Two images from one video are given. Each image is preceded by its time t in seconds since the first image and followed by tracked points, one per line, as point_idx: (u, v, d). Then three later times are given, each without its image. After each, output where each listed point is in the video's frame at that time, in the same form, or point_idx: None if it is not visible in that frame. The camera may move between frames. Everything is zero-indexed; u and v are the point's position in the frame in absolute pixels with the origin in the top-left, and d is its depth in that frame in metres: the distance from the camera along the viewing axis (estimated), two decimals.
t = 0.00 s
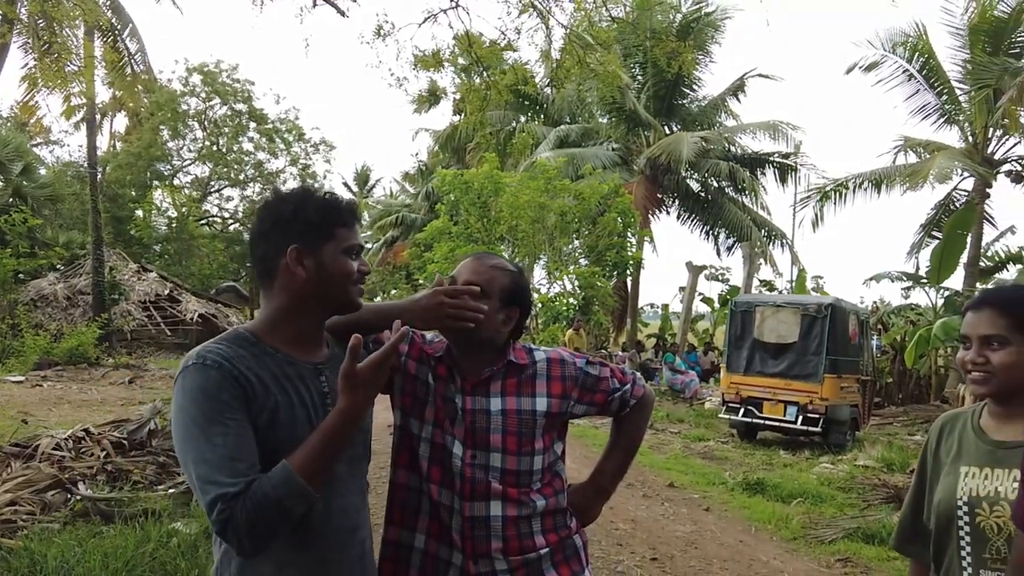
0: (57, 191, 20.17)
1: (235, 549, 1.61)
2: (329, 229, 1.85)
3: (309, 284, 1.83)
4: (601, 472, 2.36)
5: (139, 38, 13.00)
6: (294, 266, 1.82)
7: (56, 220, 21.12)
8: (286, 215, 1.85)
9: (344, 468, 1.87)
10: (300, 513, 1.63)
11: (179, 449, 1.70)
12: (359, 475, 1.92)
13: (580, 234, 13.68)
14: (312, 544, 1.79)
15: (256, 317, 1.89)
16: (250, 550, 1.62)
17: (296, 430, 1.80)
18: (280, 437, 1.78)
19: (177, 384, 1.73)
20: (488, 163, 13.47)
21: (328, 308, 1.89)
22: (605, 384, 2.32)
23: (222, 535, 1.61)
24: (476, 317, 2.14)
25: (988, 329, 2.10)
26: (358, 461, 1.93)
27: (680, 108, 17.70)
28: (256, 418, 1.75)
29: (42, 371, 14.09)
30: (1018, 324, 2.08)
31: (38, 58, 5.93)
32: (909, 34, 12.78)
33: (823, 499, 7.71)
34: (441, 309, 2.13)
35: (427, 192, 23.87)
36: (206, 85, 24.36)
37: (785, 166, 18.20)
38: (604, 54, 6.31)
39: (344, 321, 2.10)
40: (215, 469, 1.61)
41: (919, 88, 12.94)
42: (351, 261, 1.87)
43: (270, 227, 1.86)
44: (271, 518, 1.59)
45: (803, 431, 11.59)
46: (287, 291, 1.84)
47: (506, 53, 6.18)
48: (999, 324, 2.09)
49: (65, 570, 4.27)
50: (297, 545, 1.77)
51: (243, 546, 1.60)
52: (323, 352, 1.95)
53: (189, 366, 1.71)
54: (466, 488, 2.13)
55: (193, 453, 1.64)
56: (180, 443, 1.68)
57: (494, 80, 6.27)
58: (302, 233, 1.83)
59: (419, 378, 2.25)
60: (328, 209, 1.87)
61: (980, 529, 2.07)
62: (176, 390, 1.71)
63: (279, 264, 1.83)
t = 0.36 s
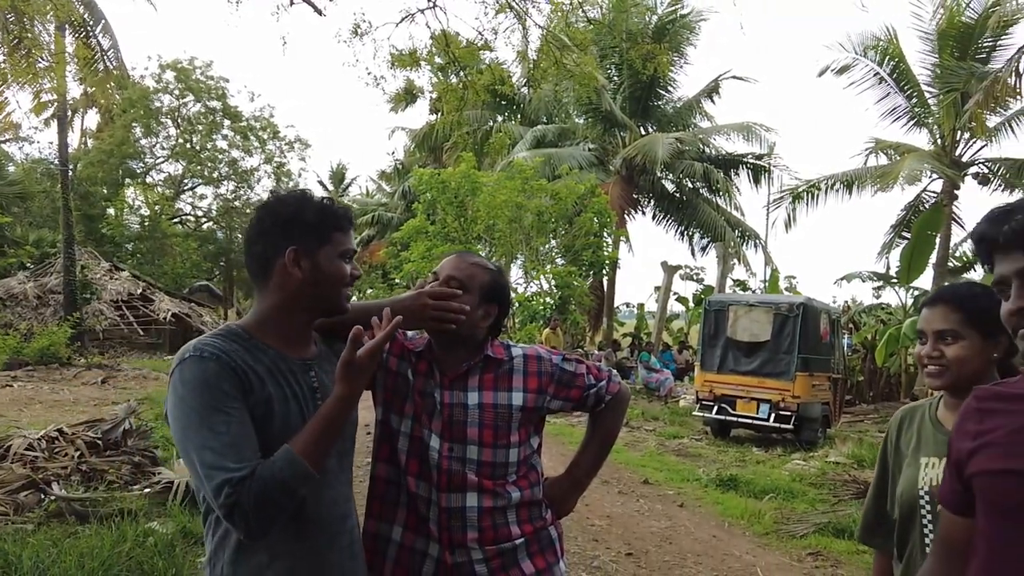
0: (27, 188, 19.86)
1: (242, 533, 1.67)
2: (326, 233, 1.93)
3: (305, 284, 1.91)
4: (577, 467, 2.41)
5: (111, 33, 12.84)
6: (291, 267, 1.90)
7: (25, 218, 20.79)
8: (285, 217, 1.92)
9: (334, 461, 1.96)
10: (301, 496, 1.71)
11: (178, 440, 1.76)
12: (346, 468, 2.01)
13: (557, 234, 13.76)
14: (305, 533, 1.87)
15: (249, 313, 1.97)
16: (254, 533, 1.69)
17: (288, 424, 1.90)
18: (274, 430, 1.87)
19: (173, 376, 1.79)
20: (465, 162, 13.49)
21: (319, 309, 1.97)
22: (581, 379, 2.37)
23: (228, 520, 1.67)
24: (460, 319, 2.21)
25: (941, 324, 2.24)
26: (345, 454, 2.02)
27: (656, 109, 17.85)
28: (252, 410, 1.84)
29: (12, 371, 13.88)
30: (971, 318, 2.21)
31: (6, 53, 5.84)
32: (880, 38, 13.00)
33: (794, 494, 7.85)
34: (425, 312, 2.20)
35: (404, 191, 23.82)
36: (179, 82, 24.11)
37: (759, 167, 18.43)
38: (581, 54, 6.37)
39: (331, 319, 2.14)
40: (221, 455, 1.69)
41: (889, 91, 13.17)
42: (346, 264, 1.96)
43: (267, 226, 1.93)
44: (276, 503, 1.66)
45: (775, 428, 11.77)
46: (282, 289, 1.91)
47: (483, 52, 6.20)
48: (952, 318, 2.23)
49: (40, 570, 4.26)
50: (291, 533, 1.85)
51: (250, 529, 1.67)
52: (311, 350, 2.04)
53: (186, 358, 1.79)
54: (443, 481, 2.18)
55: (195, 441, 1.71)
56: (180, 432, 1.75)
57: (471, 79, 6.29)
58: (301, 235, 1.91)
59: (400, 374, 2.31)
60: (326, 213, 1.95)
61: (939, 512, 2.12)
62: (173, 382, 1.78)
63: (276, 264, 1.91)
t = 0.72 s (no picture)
0: None
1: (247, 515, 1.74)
2: (316, 232, 2.03)
3: (295, 282, 2.00)
4: (557, 459, 2.47)
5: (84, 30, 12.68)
6: (283, 265, 1.99)
7: None
8: (276, 217, 2.02)
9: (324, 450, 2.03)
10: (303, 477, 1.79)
11: (176, 429, 1.83)
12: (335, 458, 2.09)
13: (535, 234, 13.83)
14: (297, 522, 1.94)
15: (239, 308, 2.05)
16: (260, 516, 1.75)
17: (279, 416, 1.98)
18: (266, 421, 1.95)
19: (169, 366, 1.87)
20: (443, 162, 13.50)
21: (308, 307, 2.06)
22: (561, 374, 2.44)
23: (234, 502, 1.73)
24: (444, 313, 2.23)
25: (905, 322, 2.34)
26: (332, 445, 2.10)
27: (632, 110, 17.99)
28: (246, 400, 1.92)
29: None
30: (933, 316, 2.31)
31: None
32: (852, 40, 13.20)
33: (769, 490, 7.98)
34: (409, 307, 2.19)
35: (381, 189, 23.77)
36: (153, 79, 23.85)
37: (733, 168, 18.64)
38: (559, 55, 6.41)
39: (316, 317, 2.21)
40: (222, 440, 1.75)
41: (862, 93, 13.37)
42: (335, 263, 2.06)
43: (258, 225, 2.02)
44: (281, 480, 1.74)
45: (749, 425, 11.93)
46: (273, 286, 2.00)
47: (461, 52, 6.22)
48: (915, 316, 2.33)
49: (16, 570, 4.24)
50: (286, 520, 1.92)
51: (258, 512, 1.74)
52: (299, 346, 2.13)
53: (182, 348, 1.86)
54: (425, 471, 2.23)
55: (195, 428, 1.77)
56: (179, 421, 1.81)
57: (449, 78, 6.30)
58: (292, 234, 2.00)
59: (383, 368, 2.36)
60: (316, 214, 2.05)
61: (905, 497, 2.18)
62: (170, 372, 1.86)
63: (267, 262, 2.00)
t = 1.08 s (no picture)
0: None
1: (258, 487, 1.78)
2: (296, 232, 2.06)
3: (276, 282, 2.04)
4: (534, 454, 2.52)
5: (56, 25, 12.48)
6: (264, 265, 2.02)
7: None
8: (257, 218, 2.05)
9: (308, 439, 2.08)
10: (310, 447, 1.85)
11: (172, 416, 1.87)
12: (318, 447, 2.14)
13: (513, 233, 13.87)
14: (285, 509, 1.98)
15: (221, 308, 2.09)
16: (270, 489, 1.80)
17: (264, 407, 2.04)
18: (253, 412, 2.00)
19: (161, 357, 1.92)
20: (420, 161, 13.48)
21: (290, 305, 2.10)
22: (540, 372, 2.49)
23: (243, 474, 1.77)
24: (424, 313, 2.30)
25: (867, 318, 2.45)
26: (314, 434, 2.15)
27: (609, 110, 18.10)
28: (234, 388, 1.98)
29: None
30: (892, 312, 2.42)
31: None
32: (826, 42, 13.38)
33: (743, 486, 8.09)
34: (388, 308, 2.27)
35: (358, 188, 23.67)
36: (126, 76, 23.56)
37: (709, 168, 18.82)
38: (536, 55, 6.43)
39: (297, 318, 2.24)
40: (225, 417, 1.81)
41: (835, 94, 13.57)
42: (315, 261, 2.09)
43: (239, 226, 2.06)
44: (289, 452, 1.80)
45: (724, 423, 12.07)
46: (253, 286, 2.03)
47: (438, 51, 6.22)
48: (876, 313, 2.43)
49: None
50: (276, 505, 1.97)
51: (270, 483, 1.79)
52: (282, 344, 2.17)
53: (173, 339, 1.92)
54: (405, 466, 2.27)
55: (196, 411, 1.83)
56: (177, 405, 1.86)
57: (427, 77, 6.29)
58: (272, 235, 2.04)
59: (364, 365, 2.40)
60: (295, 215, 2.09)
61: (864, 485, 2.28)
62: (163, 362, 1.91)
63: (249, 263, 2.04)
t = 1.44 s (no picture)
0: None
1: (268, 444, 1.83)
2: (270, 231, 2.09)
3: (252, 279, 2.07)
4: (512, 454, 2.56)
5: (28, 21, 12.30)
6: (241, 264, 2.06)
7: None
8: (231, 218, 2.08)
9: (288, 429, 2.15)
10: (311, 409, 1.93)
11: (165, 398, 1.93)
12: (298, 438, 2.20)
13: (491, 232, 13.88)
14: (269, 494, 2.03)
15: (200, 307, 2.12)
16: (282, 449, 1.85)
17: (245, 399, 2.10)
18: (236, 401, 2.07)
19: (149, 346, 1.99)
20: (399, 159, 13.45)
21: (268, 303, 2.13)
22: (518, 373, 2.52)
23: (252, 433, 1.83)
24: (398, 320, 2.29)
25: (831, 316, 2.54)
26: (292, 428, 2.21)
27: (588, 110, 18.18)
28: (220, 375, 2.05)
29: None
30: (857, 312, 2.51)
31: None
32: (801, 44, 13.50)
33: (719, 483, 8.18)
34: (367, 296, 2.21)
35: (336, 187, 23.58)
36: (100, 72, 23.27)
37: (686, 168, 18.95)
38: (515, 55, 6.43)
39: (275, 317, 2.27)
40: (226, 387, 1.87)
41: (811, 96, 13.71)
42: (290, 259, 2.13)
43: (215, 226, 2.09)
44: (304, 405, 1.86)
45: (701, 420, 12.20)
46: (231, 286, 2.07)
47: (417, 49, 6.19)
48: (840, 311, 2.53)
49: None
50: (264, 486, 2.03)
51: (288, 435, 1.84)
52: (262, 342, 2.21)
53: (162, 328, 2.00)
54: (382, 466, 2.30)
55: (195, 386, 1.90)
56: (172, 386, 1.92)
57: (405, 75, 6.25)
58: (247, 235, 2.07)
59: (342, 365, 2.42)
60: (269, 214, 2.11)
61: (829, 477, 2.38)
62: (152, 351, 1.98)
63: (225, 262, 2.07)
